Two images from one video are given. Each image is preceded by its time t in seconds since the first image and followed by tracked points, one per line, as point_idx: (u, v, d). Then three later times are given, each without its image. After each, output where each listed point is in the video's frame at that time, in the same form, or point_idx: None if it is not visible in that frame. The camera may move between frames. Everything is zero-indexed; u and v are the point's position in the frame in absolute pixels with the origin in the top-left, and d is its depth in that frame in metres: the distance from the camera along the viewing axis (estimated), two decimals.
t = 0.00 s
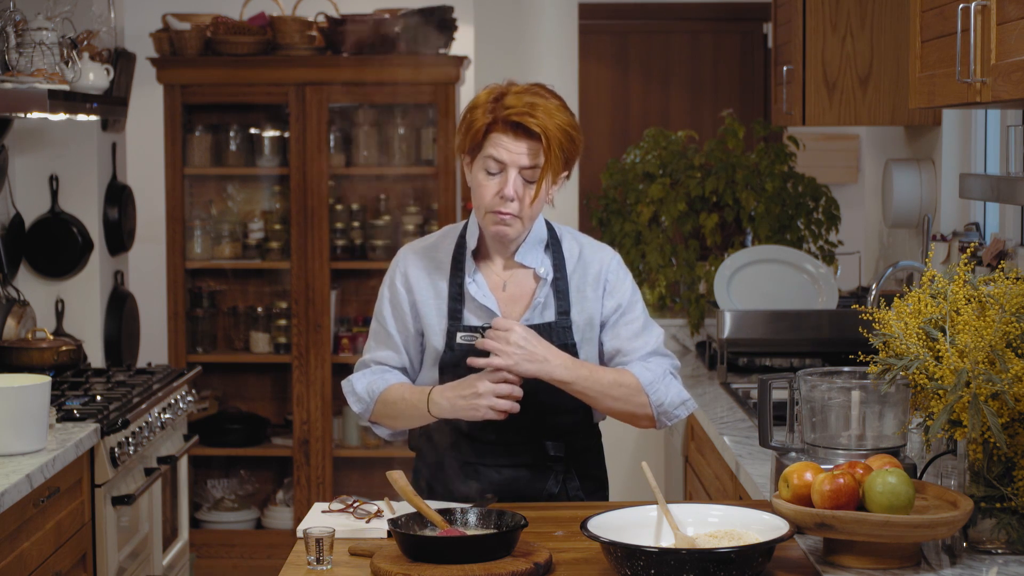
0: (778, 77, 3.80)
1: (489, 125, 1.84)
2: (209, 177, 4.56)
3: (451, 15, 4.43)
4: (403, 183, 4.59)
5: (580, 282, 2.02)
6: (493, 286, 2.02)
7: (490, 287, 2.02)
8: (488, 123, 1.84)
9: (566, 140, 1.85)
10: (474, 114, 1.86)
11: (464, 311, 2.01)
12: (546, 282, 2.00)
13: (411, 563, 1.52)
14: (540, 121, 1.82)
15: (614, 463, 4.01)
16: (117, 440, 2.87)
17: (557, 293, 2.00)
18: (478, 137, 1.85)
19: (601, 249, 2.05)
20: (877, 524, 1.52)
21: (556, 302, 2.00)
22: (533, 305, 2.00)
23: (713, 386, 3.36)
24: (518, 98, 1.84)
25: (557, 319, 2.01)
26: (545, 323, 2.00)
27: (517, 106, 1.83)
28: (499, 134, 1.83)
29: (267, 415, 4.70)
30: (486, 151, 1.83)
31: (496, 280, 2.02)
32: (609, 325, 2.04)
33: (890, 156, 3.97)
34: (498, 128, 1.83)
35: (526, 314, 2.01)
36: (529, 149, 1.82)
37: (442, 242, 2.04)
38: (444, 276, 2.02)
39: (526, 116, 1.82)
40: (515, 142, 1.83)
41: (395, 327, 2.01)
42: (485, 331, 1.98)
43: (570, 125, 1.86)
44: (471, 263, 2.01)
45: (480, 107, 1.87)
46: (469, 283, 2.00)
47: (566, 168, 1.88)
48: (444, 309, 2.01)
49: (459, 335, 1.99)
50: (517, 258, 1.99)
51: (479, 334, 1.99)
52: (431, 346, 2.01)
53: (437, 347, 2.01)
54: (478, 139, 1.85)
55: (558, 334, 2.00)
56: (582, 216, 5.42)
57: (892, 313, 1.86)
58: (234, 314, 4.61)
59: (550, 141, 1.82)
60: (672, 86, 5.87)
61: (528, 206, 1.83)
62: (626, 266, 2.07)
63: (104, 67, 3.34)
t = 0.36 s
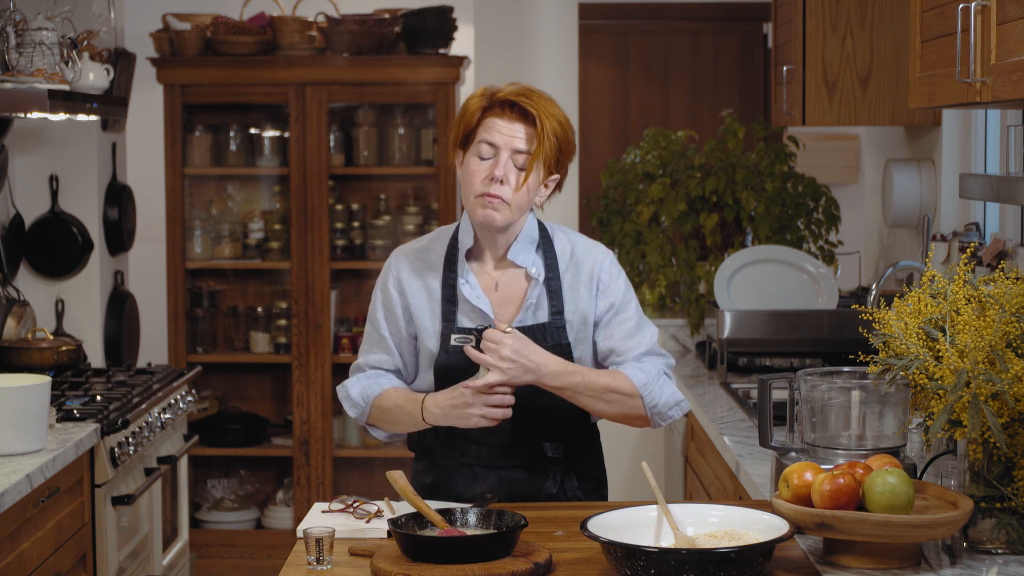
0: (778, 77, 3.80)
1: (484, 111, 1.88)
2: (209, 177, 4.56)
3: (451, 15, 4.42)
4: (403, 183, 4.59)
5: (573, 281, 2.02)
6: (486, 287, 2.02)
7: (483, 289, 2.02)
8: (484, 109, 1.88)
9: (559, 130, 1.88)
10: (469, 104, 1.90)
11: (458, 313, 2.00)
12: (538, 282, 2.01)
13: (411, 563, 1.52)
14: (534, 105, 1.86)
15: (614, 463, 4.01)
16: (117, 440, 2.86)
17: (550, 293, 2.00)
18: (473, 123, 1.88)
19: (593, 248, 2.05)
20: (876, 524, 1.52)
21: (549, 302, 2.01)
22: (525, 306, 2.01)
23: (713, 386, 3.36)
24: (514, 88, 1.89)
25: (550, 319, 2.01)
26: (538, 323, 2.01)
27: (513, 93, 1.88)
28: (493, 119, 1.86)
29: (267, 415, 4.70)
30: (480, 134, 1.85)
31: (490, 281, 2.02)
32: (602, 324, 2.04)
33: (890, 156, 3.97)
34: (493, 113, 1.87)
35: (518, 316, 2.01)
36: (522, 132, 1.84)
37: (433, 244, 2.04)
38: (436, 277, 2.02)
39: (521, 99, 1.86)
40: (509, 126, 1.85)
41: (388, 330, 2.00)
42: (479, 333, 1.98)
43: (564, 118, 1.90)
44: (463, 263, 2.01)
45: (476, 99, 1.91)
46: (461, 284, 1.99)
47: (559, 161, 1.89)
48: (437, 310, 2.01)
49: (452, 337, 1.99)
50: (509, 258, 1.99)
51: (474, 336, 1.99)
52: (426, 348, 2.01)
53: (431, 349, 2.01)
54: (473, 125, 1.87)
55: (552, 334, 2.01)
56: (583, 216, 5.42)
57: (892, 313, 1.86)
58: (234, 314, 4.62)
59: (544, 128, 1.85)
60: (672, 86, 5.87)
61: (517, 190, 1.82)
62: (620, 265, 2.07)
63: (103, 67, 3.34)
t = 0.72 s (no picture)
0: (778, 77, 3.80)
1: (482, 120, 1.85)
2: (210, 177, 4.56)
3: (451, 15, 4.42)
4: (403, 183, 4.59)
5: (568, 277, 2.02)
6: (482, 287, 2.02)
7: (480, 289, 2.02)
8: (482, 119, 1.85)
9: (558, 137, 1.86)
10: (466, 110, 1.87)
11: (455, 313, 2.00)
12: (534, 279, 2.01)
13: (411, 563, 1.52)
14: (532, 116, 1.84)
15: (614, 463, 4.01)
16: (117, 440, 2.86)
17: (546, 289, 2.00)
18: (470, 132, 1.86)
19: (588, 243, 2.06)
20: (877, 524, 1.52)
21: (545, 298, 2.00)
22: (521, 303, 2.01)
23: (713, 386, 3.36)
24: (511, 95, 1.86)
25: (547, 316, 2.01)
26: (534, 321, 2.00)
27: (510, 102, 1.85)
28: (491, 128, 1.85)
29: (267, 415, 4.70)
30: (478, 146, 1.85)
31: (486, 281, 2.02)
32: (596, 319, 2.04)
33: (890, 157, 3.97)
34: (491, 124, 1.85)
35: (516, 313, 2.01)
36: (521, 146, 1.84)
37: (428, 246, 2.04)
38: (432, 279, 2.01)
39: (519, 111, 1.83)
40: (507, 138, 1.84)
41: (390, 335, 2.01)
42: (477, 332, 1.97)
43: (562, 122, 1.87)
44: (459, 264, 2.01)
45: (472, 103, 1.88)
46: (458, 286, 1.99)
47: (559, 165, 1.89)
48: (434, 311, 2.00)
49: (450, 338, 1.98)
50: (506, 256, 1.99)
51: (472, 336, 1.98)
52: (424, 350, 2.01)
53: (430, 351, 2.01)
54: (470, 134, 1.86)
55: (549, 331, 2.00)
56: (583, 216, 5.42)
57: (891, 313, 1.86)
58: (234, 314, 4.62)
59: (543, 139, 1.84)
60: (672, 86, 5.87)
61: (515, 203, 1.84)
62: (614, 259, 2.08)
63: (104, 67, 3.34)
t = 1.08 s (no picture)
0: (778, 77, 3.80)
1: (488, 132, 1.82)
2: (209, 177, 4.56)
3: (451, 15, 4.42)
4: (403, 182, 4.59)
5: (568, 277, 2.03)
6: (483, 284, 2.02)
7: (480, 287, 2.02)
8: (488, 131, 1.82)
9: (563, 143, 1.86)
10: (470, 119, 1.84)
11: (455, 311, 2.00)
12: (534, 278, 2.01)
13: (411, 564, 1.52)
14: (539, 129, 1.81)
15: (614, 463, 4.01)
16: (117, 440, 2.87)
17: (546, 288, 2.00)
18: (477, 144, 1.83)
19: (588, 243, 2.06)
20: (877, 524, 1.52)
21: (545, 297, 2.01)
22: (522, 301, 2.01)
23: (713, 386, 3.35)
24: (516, 104, 1.82)
25: (546, 315, 2.01)
26: (534, 319, 2.00)
27: (516, 114, 1.82)
28: (498, 141, 1.82)
29: (267, 415, 4.70)
30: (485, 159, 1.82)
31: (487, 279, 2.02)
32: (596, 319, 2.04)
33: (890, 157, 3.97)
34: (498, 135, 1.82)
35: (516, 311, 2.01)
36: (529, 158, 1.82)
37: (429, 244, 2.04)
38: (433, 276, 2.01)
39: (526, 125, 1.81)
40: (514, 151, 1.82)
41: (393, 332, 2.01)
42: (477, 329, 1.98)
43: (565, 125, 1.86)
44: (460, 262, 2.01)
45: (475, 112, 1.84)
46: (459, 283, 2.00)
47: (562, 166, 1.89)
48: (435, 308, 2.00)
49: (450, 335, 1.98)
50: (507, 255, 2.00)
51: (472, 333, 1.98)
52: (424, 347, 2.00)
53: (430, 348, 2.00)
54: (476, 146, 1.83)
55: (549, 330, 2.00)
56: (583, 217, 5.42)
57: (891, 313, 1.86)
58: (234, 314, 4.62)
59: (550, 147, 1.83)
60: (672, 86, 5.87)
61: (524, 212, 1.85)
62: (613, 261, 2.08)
63: (103, 67, 3.34)
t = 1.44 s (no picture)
0: (778, 77, 3.80)
1: (500, 120, 1.83)
2: (209, 177, 4.56)
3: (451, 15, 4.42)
4: (403, 182, 4.59)
5: (567, 279, 2.03)
6: (482, 286, 2.02)
7: (479, 289, 2.01)
8: (500, 119, 1.82)
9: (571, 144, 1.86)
10: (481, 108, 1.84)
11: (454, 314, 2.00)
12: (534, 280, 2.01)
13: (411, 564, 1.52)
14: (550, 121, 1.83)
15: (614, 464, 4.01)
16: (117, 440, 2.87)
17: (545, 290, 2.00)
18: (487, 131, 1.83)
19: (586, 245, 2.06)
20: (877, 524, 1.52)
21: (544, 299, 2.01)
22: (521, 303, 2.01)
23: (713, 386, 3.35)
24: (530, 96, 1.84)
25: (545, 317, 2.00)
26: (533, 321, 2.00)
27: (530, 105, 1.83)
28: (509, 129, 1.83)
29: (267, 415, 4.70)
30: (494, 144, 1.82)
31: (486, 281, 2.01)
32: (594, 322, 2.04)
33: (890, 157, 3.97)
34: (509, 123, 1.82)
35: (514, 313, 2.01)
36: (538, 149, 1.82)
37: (427, 246, 2.04)
38: (432, 279, 2.01)
39: (538, 114, 1.82)
40: (524, 139, 1.83)
41: (392, 335, 2.01)
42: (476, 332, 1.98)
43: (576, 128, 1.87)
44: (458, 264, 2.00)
45: (488, 101, 1.85)
46: (457, 286, 1.99)
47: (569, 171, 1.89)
48: (434, 311, 2.00)
49: (449, 338, 1.98)
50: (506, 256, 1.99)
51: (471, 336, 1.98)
52: (423, 349, 2.00)
53: (429, 351, 2.00)
54: (486, 133, 1.83)
55: (548, 332, 2.00)
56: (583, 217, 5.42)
57: (891, 313, 1.86)
58: (234, 314, 4.62)
59: (559, 143, 1.84)
60: (672, 86, 5.87)
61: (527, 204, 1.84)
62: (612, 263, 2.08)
63: (104, 67, 3.34)
